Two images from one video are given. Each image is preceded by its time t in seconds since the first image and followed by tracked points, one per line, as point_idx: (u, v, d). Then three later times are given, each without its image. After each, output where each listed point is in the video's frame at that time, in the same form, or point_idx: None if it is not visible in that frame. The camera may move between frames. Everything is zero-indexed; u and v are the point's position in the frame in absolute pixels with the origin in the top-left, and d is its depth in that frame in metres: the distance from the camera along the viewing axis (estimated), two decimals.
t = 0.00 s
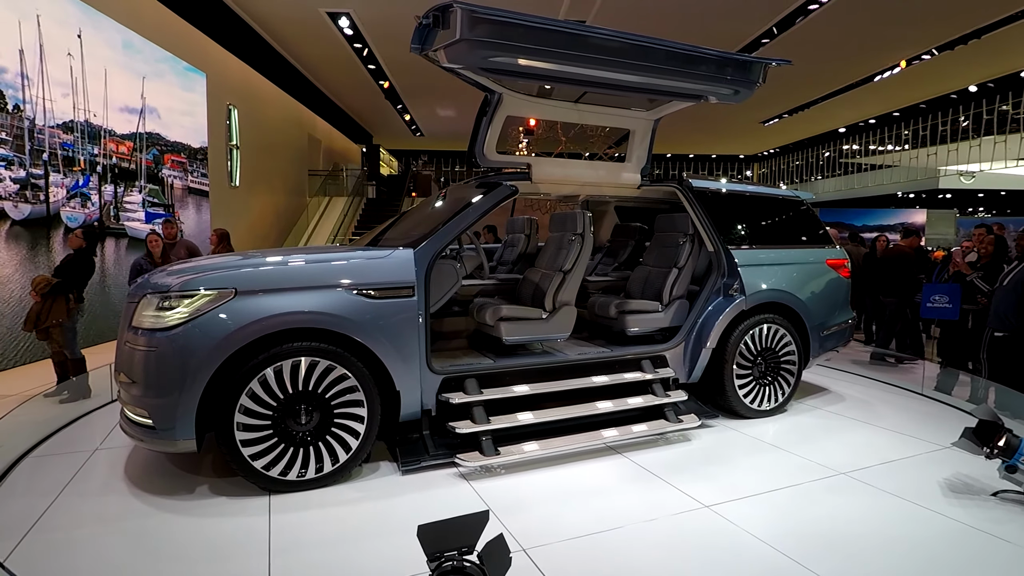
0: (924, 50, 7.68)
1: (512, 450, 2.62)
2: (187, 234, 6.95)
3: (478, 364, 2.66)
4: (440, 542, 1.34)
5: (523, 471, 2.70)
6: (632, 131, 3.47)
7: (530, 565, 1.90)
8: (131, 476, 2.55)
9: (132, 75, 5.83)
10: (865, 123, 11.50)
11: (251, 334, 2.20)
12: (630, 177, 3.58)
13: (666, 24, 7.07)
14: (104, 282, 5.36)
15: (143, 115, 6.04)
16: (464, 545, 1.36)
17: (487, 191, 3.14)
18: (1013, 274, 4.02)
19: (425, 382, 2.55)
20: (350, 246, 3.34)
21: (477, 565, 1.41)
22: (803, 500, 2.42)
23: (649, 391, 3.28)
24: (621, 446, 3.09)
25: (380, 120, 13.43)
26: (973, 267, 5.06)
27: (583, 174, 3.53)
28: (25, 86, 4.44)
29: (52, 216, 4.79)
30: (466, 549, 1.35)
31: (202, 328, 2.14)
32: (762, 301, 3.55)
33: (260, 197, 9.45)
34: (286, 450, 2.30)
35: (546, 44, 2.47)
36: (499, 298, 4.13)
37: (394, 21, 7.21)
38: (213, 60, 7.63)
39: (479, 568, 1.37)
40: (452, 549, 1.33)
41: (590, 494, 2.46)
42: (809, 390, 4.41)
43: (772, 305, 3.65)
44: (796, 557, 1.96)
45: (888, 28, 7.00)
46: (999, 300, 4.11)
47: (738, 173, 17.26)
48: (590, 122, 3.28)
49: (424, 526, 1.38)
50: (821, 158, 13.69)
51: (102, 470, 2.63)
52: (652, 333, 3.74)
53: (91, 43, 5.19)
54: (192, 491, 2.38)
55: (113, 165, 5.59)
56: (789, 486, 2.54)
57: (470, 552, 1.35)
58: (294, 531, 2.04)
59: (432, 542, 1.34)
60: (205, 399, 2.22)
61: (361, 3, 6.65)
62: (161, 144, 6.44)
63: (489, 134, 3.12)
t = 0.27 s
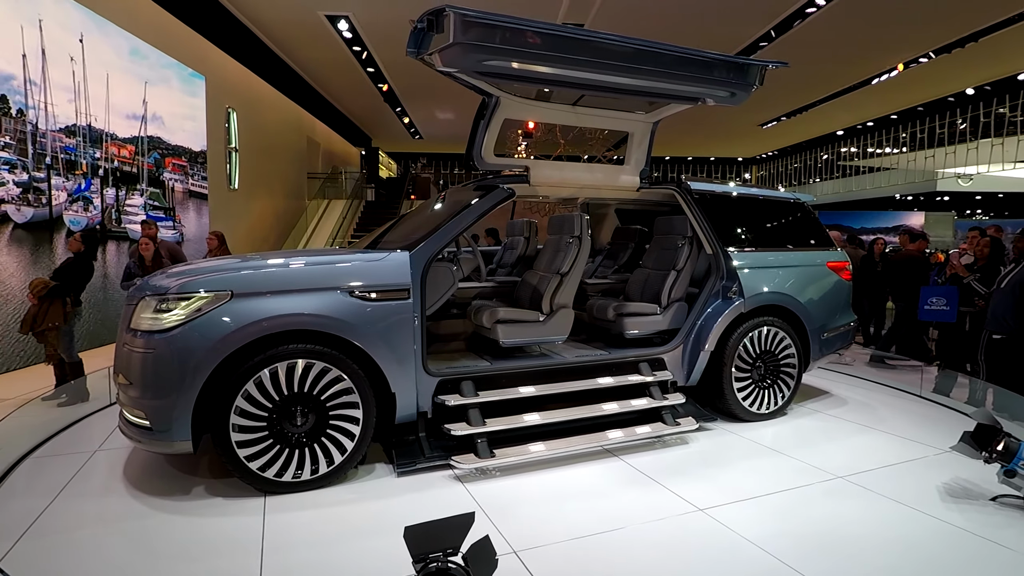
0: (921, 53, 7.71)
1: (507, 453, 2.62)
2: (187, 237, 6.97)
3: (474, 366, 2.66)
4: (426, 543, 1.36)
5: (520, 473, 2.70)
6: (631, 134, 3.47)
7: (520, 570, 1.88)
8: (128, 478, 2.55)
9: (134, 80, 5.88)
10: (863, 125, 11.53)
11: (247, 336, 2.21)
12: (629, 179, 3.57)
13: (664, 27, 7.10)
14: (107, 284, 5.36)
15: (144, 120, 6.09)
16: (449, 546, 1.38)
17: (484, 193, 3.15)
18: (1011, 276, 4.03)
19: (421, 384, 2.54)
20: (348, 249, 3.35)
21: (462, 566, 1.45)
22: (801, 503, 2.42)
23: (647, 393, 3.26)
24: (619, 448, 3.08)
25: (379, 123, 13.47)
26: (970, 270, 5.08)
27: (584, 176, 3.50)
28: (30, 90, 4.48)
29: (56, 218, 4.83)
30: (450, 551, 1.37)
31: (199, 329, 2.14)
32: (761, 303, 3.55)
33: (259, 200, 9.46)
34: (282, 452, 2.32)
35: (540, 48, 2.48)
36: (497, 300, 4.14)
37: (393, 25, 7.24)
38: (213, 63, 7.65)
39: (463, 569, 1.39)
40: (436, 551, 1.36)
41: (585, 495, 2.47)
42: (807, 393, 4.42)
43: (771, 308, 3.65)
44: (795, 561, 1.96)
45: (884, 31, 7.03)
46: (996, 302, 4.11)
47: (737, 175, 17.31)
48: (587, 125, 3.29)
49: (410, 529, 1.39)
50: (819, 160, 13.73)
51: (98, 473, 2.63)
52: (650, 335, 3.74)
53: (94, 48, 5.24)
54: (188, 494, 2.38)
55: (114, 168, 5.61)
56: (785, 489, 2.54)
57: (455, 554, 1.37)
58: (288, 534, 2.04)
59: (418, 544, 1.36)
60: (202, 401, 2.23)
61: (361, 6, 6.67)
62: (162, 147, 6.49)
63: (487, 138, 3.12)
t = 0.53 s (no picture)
0: (917, 57, 7.75)
1: (501, 456, 2.62)
2: (186, 239, 7.01)
3: (469, 368, 2.65)
4: (409, 545, 1.36)
5: (514, 476, 2.70)
6: (629, 137, 3.45)
7: (509, 574, 1.86)
8: (124, 482, 2.56)
9: (135, 84, 5.93)
10: (860, 129, 11.60)
11: (240, 338, 2.23)
12: (626, 183, 3.51)
13: (662, 30, 7.12)
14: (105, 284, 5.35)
15: (144, 124, 6.13)
16: (433, 548, 1.37)
17: (479, 196, 3.17)
18: (1006, 279, 4.04)
19: (415, 386, 2.54)
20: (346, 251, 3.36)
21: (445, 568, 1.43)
22: (796, 506, 2.42)
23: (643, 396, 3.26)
24: (613, 451, 3.07)
25: (377, 125, 13.50)
26: (965, 273, 5.11)
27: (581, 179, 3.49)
28: (37, 92, 4.49)
29: (56, 221, 4.82)
30: (432, 552, 1.36)
31: (194, 331, 2.17)
32: (759, 306, 3.55)
33: (257, 202, 9.46)
34: (275, 453, 2.33)
35: (533, 51, 2.49)
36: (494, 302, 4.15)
37: (392, 27, 7.25)
38: (211, 66, 7.65)
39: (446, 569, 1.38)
40: (419, 551, 1.35)
41: (576, 496, 2.48)
42: (803, 395, 4.43)
43: (769, 311, 3.66)
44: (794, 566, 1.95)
45: (881, 35, 7.07)
46: (992, 305, 4.12)
47: (734, 178, 17.36)
48: (584, 128, 3.29)
49: (395, 531, 1.40)
50: (816, 164, 13.78)
51: (94, 477, 2.64)
52: (646, 338, 3.74)
53: (97, 51, 5.28)
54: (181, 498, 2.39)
55: (114, 171, 5.62)
56: (781, 493, 2.54)
57: (437, 556, 1.36)
58: (279, 538, 2.05)
59: (402, 545, 1.36)
60: (196, 402, 2.25)
61: (359, 8, 6.68)
62: (162, 150, 6.53)
63: (483, 141, 3.13)
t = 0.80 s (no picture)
0: (915, 60, 7.77)
1: (496, 458, 2.61)
2: (185, 241, 7.01)
3: (464, 370, 2.64)
4: (393, 545, 1.36)
5: (508, 477, 2.69)
6: (626, 139, 3.44)
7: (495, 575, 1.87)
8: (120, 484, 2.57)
9: (134, 87, 5.93)
10: (858, 131, 11.64)
11: (235, 339, 2.25)
12: (623, 185, 3.49)
13: (660, 33, 7.13)
14: (105, 285, 5.36)
15: (145, 127, 6.15)
16: (416, 548, 1.36)
17: (475, 199, 3.18)
18: (1004, 281, 4.04)
19: (410, 387, 2.53)
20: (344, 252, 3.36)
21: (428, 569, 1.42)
22: (793, 511, 2.41)
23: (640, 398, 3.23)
24: (609, 454, 3.06)
25: (376, 127, 13.50)
26: (963, 275, 5.09)
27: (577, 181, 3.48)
28: (37, 95, 4.51)
29: (57, 223, 4.82)
30: (415, 552, 1.36)
31: (190, 332, 2.20)
32: (758, 309, 3.54)
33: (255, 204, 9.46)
34: (269, 453, 2.35)
35: (527, 54, 2.49)
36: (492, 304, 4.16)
37: (390, 29, 7.25)
38: (209, 68, 7.65)
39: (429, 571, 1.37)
40: (402, 552, 1.35)
41: (569, 497, 2.49)
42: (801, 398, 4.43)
43: (767, 313, 3.64)
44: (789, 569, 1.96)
45: (878, 38, 7.09)
46: (991, 308, 4.11)
47: (733, 181, 17.39)
48: (581, 130, 3.29)
49: (381, 530, 1.40)
50: (814, 166, 13.81)
51: (90, 478, 2.66)
52: (644, 340, 3.74)
53: (98, 56, 5.29)
54: (176, 500, 2.40)
55: (116, 173, 5.61)
56: (778, 497, 2.53)
57: (420, 556, 1.35)
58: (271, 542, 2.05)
59: (386, 546, 1.36)
60: (191, 402, 2.28)
61: (357, 10, 6.68)
62: (162, 152, 6.51)
63: (480, 143, 3.13)
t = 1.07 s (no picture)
0: (915, 60, 7.76)
1: (492, 459, 2.60)
2: (187, 243, 7.03)
3: (461, 371, 2.64)
4: (380, 545, 1.36)
5: (505, 479, 2.68)
6: (626, 140, 3.42)
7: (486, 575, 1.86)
8: (118, 486, 2.56)
9: (137, 91, 5.97)
10: (858, 132, 11.64)
11: (233, 339, 2.26)
12: (623, 186, 3.47)
13: (659, 33, 7.13)
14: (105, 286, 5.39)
15: (147, 131, 6.18)
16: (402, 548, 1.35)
17: (472, 200, 3.18)
18: (1004, 282, 4.03)
19: (407, 388, 2.53)
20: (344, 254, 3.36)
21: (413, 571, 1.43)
22: (793, 513, 2.40)
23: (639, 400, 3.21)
24: (607, 455, 3.05)
25: (376, 129, 13.52)
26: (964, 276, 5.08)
27: (575, 183, 3.47)
28: (40, 100, 4.55)
29: (62, 225, 4.84)
30: (401, 553, 1.35)
31: (189, 333, 2.21)
32: (760, 310, 3.52)
33: (255, 206, 9.47)
34: (266, 453, 2.35)
35: (523, 55, 2.49)
36: (490, 304, 4.15)
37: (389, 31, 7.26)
38: (209, 70, 7.66)
39: (414, 571, 1.37)
40: (388, 552, 1.34)
41: (567, 499, 2.48)
42: (802, 399, 4.41)
43: (768, 315, 3.62)
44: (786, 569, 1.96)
45: (878, 38, 7.07)
46: (991, 309, 4.10)
47: (733, 182, 17.38)
48: (580, 132, 3.27)
49: (369, 530, 1.41)
50: (814, 167, 13.80)
51: (89, 478, 2.66)
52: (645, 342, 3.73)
53: (99, 59, 5.32)
54: (174, 501, 2.39)
55: (118, 176, 5.65)
56: (777, 500, 2.52)
57: (406, 557, 1.35)
58: (268, 543, 2.04)
59: (374, 547, 1.36)
60: (189, 402, 2.28)
61: (356, 13, 6.68)
62: (164, 155, 6.56)
63: (479, 145, 3.12)
